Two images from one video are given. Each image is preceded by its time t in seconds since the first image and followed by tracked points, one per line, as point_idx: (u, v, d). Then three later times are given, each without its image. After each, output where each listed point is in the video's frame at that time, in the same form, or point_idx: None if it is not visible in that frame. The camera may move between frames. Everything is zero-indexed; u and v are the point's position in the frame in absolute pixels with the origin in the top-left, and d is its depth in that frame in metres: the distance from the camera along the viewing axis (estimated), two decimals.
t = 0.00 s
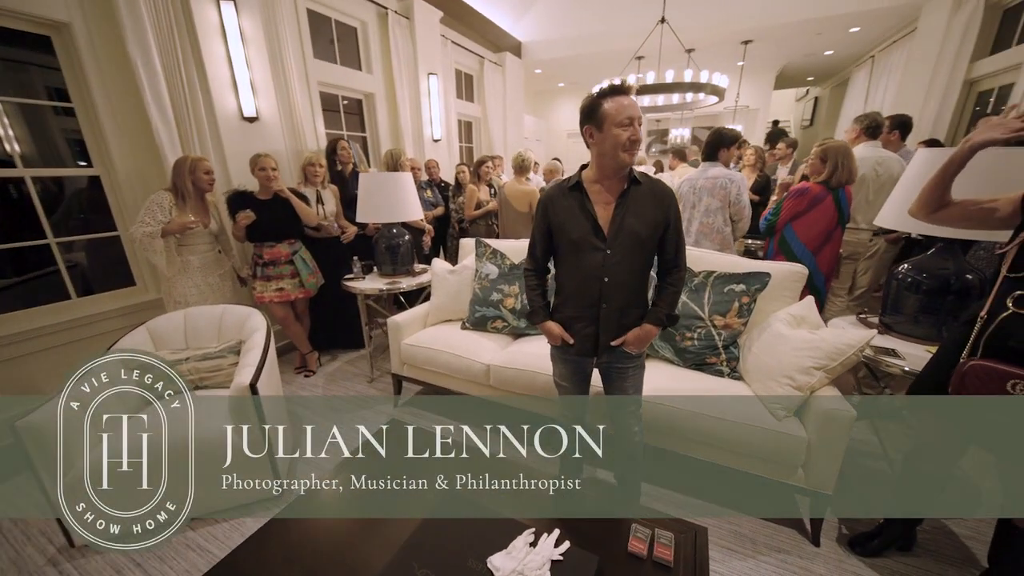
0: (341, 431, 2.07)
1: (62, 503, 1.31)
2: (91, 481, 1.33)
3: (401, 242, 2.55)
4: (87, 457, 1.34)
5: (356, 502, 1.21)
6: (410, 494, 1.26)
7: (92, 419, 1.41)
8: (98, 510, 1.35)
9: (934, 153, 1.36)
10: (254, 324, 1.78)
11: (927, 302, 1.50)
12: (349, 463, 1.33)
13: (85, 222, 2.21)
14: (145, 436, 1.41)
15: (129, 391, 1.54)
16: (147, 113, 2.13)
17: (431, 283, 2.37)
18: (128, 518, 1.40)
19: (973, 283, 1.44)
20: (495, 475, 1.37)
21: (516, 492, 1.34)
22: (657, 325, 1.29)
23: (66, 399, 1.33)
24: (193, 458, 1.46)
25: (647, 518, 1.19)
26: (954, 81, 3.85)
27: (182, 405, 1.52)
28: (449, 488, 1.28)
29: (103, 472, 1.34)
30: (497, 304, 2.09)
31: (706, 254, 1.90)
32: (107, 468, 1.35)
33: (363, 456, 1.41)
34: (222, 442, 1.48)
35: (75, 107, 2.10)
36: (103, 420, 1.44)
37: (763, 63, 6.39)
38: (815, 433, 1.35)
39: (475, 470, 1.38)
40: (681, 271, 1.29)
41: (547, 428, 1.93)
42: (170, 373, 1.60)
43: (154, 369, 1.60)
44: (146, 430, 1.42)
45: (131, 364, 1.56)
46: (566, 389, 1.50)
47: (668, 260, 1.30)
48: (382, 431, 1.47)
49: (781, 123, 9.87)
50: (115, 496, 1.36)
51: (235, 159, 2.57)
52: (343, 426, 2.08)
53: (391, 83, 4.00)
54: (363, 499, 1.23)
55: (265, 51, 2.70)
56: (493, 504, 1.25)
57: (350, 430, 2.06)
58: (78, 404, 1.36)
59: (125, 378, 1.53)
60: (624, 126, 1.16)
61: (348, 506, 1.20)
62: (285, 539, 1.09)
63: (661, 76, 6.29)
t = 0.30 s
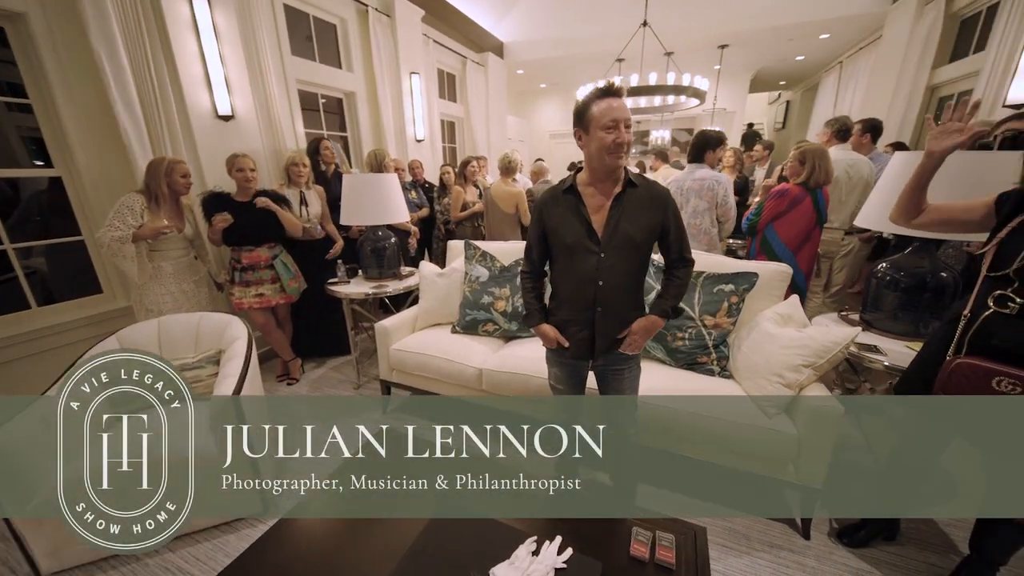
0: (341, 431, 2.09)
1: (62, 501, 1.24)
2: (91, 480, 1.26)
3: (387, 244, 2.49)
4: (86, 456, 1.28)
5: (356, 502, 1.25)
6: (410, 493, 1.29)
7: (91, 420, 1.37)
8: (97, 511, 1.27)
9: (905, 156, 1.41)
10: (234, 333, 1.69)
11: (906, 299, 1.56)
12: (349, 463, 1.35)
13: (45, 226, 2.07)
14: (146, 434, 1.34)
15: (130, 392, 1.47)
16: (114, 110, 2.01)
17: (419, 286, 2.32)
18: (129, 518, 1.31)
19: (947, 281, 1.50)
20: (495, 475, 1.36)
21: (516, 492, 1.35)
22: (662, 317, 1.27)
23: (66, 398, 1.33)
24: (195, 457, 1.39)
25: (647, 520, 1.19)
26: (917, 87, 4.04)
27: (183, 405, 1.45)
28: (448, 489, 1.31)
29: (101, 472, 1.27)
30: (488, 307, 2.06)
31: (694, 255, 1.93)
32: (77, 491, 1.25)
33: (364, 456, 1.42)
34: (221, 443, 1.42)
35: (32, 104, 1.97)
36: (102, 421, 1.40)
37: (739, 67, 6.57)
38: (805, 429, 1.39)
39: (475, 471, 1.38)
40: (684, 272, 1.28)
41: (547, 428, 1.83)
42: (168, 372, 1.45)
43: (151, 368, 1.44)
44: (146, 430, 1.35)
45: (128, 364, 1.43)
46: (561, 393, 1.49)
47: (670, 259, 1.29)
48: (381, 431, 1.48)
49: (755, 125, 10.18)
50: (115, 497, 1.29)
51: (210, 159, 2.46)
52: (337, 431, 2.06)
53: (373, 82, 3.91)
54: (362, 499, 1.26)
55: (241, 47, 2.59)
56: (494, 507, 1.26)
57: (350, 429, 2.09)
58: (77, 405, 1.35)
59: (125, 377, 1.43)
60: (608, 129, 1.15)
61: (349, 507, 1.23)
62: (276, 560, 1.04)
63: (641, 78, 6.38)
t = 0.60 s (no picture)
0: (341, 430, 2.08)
1: (62, 503, 1.18)
2: (91, 481, 1.20)
3: (378, 247, 2.45)
4: (87, 455, 1.24)
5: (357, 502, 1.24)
6: (410, 493, 1.29)
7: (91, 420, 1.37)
8: (97, 512, 1.22)
9: (893, 158, 1.43)
10: (221, 339, 1.62)
11: (893, 297, 1.60)
12: (350, 463, 1.35)
13: (14, 229, 1.97)
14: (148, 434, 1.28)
15: (131, 393, 1.41)
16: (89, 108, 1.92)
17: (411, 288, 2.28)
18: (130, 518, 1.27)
19: (931, 279, 1.55)
20: (495, 474, 1.36)
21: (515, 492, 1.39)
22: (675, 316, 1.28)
23: (68, 398, 1.37)
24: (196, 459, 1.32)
25: (650, 521, 1.19)
26: (893, 91, 4.18)
27: (183, 405, 1.36)
28: (450, 489, 1.30)
29: (101, 472, 1.22)
30: (483, 310, 2.04)
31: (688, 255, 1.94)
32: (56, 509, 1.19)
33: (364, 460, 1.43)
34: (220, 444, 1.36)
35: None
36: (103, 421, 1.40)
37: (722, 70, 6.69)
38: (800, 426, 1.41)
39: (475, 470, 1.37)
40: (699, 274, 1.24)
41: (546, 427, 1.76)
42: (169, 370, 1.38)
43: (154, 368, 1.37)
44: (147, 429, 1.29)
45: (128, 363, 1.38)
46: (560, 394, 1.46)
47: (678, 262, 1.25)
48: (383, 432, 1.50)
49: (737, 127, 10.39)
50: (115, 497, 1.23)
51: (191, 159, 2.37)
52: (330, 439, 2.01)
53: (359, 81, 3.84)
54: (363, 499, 1.25)
55: (222, 43, 2.51)
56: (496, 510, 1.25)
57: (349, 429, 2.07)
58: (78, 405, 1.38)
59: (126, 376, 1.39)
60: (600, 130, 1.15)
61: (351, 505, 1.22)
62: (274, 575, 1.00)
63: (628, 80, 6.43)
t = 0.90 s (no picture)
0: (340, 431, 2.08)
1: (62, 505, 1.13)
2: (92, 480, 1.15)
3: (369, 248, 2.40)
4: (87, 456, 1.18)
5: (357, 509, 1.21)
6: (410, 493, 1.28)
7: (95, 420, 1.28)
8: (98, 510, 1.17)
9: (888, 159, 1.45)
10: (208, 345, 1.56)
11: (882, 294, 1.64)
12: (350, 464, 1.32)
13: None
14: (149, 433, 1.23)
15: (130, 395, 1.29)
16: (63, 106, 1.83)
17: (405, 290, 2.25)
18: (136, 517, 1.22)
19: (918, 276, 1.60)
20: (495, 474, 1.36)
21: (515, 491, 1.48)
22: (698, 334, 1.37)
23: (68, 397, 1.26)
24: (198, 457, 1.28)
25: (656, 522, 1.19)
26: (872, 93, 4.30)
27: (184, 405, 1.27)
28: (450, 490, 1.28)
29: (102, 473, 1.16)
30: (479, 311, 2.02)
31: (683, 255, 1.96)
32: (48, 519, 1.14)
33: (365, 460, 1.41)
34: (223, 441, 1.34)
35: None
36: (103, 421, 1.29)
37: (706, 71, 6.80)
38: (796, 423, 1.43)
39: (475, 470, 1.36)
40: (716, 280, 1.14)
41: (546, 426, 1.74)
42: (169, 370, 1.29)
43: (152, 367, 1.28)
44: (147, 430, 1.23)
45: (128, 363, 1.27)
46: (561, 395, 1.45)
47: (702, 276, 1.15)
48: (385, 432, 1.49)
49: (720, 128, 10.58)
50: (116, 497, 1.17)
51: (172, 159, 2.29)
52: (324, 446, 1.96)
53: (346, 79, 3.77)
54: (363, 498, 1.23)
55: (205, 39, 2.42)
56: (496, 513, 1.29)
57: (349, 428, 2.08)
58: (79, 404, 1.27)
59: (125, 377, 1.28)
60: (595, 130, 1.12)
61: (350, 506, 1.20)
62: None
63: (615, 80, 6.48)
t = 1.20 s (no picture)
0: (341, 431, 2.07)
1: (62, 504, 1.11)
2: (92, 481, 1.14)
3: (358, 250, 2.34)
4: (88, 457, 1.20)
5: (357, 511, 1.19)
6: (410, 493, 1.27)
7: (94, 420, 1.26)
8: (98, 509, 1.13)
9: (875, 161, 1.50)
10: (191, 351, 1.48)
11: (866, 290, 1.70)
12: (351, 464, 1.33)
13: None
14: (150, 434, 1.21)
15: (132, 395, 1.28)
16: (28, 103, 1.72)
17: (395, 292, 2.20)
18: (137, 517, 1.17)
19: (900, 272, 1.65)
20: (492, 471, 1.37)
21: (514, 490, 1.51)
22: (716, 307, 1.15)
23: (67, 397, 1.25)
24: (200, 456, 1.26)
25: (659, 520, 1.20)
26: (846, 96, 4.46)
27: (183, 406, 1.24)
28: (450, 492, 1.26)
29: (103, 472, 1.16)
30: (473, 313, 1.99)
31: (674, 253, 1.99)
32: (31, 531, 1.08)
33: (365, 462, 1.42)
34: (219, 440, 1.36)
35: None
36: (103, 421, 1.26)
37: (687, 73, 6.93)
38: (788, 417, 1.46)
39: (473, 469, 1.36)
40: (722, 282, 1.10)
41: (546, 425, 1.71)
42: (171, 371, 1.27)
43: (153, 367, 1.26)
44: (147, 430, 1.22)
45: (128, 362, 1.26)
46: (559, 394, 1.44)
47: (714, 281, 1.11)
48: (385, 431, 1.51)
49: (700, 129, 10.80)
50: (116, 497, 1.13)
51: (146, 159, 2.18)
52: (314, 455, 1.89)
53: (329, 77, 3.69)
54: (363, 499, 1.22)
55: (180, 33, 2.32)
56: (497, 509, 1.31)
57: (349, 428, 2.07)
58: (78, 404, 1.26)
59: (125, 377, 1.26)
60: (590, 130, 1.08)
61: (349, 506, 1.20)
62: None
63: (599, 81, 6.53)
